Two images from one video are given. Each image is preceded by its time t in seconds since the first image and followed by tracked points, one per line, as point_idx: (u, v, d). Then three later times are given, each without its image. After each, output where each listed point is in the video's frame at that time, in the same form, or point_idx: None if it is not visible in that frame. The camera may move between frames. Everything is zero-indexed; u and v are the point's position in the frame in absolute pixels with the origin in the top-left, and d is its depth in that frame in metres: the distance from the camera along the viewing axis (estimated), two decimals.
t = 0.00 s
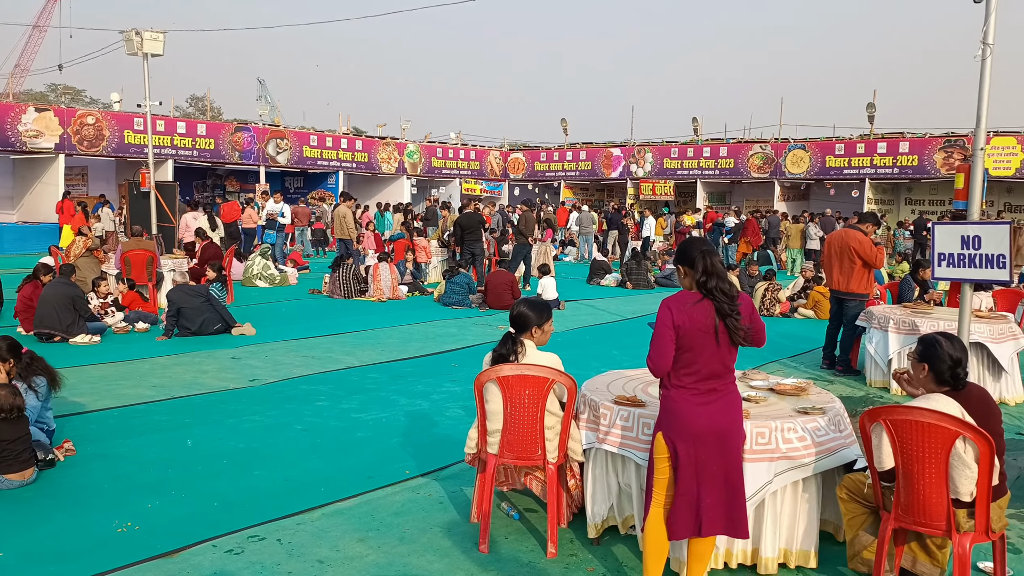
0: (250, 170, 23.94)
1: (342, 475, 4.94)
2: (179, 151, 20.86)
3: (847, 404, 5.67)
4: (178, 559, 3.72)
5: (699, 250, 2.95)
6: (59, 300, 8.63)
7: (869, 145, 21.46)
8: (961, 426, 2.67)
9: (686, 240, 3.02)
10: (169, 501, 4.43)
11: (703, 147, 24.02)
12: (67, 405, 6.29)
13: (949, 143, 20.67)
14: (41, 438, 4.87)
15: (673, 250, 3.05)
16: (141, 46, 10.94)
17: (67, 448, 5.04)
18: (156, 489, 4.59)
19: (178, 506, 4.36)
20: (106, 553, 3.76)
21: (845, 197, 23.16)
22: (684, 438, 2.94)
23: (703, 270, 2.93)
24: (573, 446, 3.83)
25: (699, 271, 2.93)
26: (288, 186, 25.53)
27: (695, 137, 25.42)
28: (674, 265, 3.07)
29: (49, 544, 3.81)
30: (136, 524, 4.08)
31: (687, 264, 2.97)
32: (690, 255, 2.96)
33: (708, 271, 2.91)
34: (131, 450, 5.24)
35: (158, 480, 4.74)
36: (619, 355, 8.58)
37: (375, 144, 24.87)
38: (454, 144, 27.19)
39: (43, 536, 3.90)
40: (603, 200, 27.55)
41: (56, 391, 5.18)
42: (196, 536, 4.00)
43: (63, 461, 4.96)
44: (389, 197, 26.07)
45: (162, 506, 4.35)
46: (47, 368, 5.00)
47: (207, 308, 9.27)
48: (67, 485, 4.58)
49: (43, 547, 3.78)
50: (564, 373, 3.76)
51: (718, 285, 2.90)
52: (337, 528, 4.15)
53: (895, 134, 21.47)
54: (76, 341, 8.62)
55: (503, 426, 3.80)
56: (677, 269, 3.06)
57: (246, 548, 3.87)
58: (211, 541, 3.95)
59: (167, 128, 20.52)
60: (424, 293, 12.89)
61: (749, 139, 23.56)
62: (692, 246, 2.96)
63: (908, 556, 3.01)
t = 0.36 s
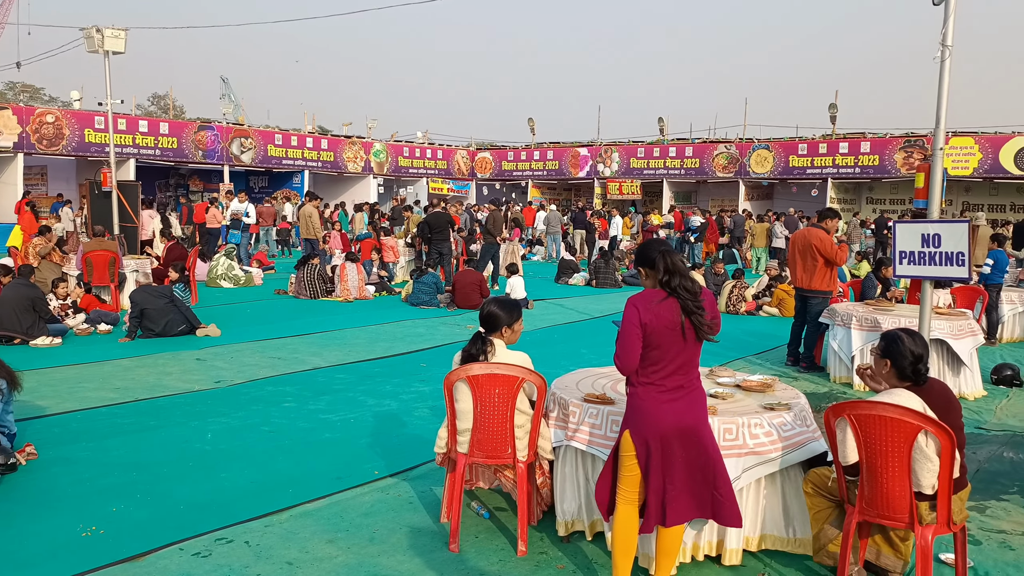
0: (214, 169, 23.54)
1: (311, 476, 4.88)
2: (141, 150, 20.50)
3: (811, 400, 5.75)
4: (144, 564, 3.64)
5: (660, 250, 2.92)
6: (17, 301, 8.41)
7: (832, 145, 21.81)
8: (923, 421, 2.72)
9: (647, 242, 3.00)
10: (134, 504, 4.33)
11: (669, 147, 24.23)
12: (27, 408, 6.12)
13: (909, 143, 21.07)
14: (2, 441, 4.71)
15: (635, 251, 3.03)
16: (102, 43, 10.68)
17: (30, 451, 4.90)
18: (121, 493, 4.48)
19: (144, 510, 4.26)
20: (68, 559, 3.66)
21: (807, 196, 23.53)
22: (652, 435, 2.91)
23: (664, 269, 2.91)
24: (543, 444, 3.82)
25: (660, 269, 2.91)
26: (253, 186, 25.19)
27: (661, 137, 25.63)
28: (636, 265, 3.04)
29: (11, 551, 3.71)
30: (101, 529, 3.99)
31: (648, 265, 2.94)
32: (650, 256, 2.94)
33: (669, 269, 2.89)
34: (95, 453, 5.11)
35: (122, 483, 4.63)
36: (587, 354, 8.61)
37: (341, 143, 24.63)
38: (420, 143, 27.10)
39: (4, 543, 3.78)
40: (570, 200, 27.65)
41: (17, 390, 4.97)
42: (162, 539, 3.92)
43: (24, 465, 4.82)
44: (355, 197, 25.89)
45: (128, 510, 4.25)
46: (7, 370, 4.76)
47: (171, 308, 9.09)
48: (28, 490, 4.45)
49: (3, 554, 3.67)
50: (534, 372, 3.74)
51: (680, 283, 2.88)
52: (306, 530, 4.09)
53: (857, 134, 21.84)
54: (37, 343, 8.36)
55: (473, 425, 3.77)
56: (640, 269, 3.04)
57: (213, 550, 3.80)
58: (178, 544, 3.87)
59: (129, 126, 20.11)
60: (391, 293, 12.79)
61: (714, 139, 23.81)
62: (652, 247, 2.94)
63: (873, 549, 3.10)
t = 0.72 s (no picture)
0: (178, 168, 23.13)
1: (276, 477, 4.80)
2: (103, 148, 20.14)
3: (776, 397, 5.82)
4: (106, 567, 3.56)
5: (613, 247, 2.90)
6: None
7: (796, 146, 22.09)
8: (884, 417, 2.76)
9: (600, 241, 3.00)
10: (97, 506, 4.23)
11: (636, 147, 24.39)
12: None
13: (871, 143, 21.39)
14: None
15: (590, 250, 3.03)
16: (63, 39, 10.40)
17: None
18: (82, 495, 4.37)
19: (107, 512, 4.16)
20: (27, 563, 3.56)
21: (772, 196, 23.84)
22: (609, 432, 2.88)
23: (617, 267, 2.90)
24: (511, 443, 3.79)
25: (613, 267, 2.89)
26: (217, 184, 24.81)
27: (628, 137, 25.78)
28: (591, 265, 3.03)
29: None
30: (62, 532, 3.89)
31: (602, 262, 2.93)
32: (603, 254, 2.93)
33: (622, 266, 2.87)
34: (55, 455, 4.98)
35: (83, 485, 4.52)
36: (555, 353, 8.61)
37: (306, 141, 24.37)
38: (387, 141, 26.94)
39: None
40: (538, 199, 27.70)
41: None
42: (125, 542, 3.83)
43: None
44: (321, 196, 25.68)
45: (90, 512, 4.15)
46: None
47: (134, 309, 8.90)
48: None
49: None
50: (502, 371, 3.71)
51: (634, 279, 2.86)
52: (271, 531, 4.02)
53: (820, 135, 22.14)
54: None
55: (441, 424, 3.73)
56: (594, 268, 3.03)
57: (177, 553, 3.73)
58: (141, 547, 3.79)
59: (90, 123, 19.81)
60: (358, 292, 12.68)
61: (680, 139, 24.01)
62: (605, 244, 2.93)
63: (835, 544, 3.15)
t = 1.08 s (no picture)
0: (142, 166, 22.71)
1: (240, 480, 4.71)
2: (64, 146, 19.72)
3: (741, 396, 5.86)
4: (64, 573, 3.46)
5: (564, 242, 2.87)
6: None
7: (761, 147, 22.32)
8: (844, 415, 2.78)
9: (550, 238, 2.97)
10: (55, 511, 4.11)
11: (605, 147, 24.49)
12: None
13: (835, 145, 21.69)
14: None
15: (540, 247, 2.99)
16: (23, 35, 10.12)
17: None
18: (40, 499, 4.25)
19: (66, 517, 4.05)
20: None
21: (738, 197, 24.09)
22: (556, 430, 2.83)
23: (565, 264, 2.85)
24: (476, 444, 3.74)
25: (562, 263, 2.86)
26: (181, 183, 24.43)
27: (597, 137, 25.87)
28: (541, 263, 3.00)
29: None
30: (18, 537, 3.77)
31: (552, 258, 2.89)
32: (552, 251, 2.90)
33: (569, 263, 2.84)
34: (10, 459, 4.83)
35: (41, 489, 4.39)
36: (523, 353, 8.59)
37: (273, 140, 24.10)
38: (354, 140, 26.75)
39: None
40: (507, 199, 27.70)
41: None
42: (84, 547, 3.73)
43: None
44: (287, 195, 25.42)
45: (48, 517, 4.03)
46: None
47: (96, 310, 8.69)
48: None
49: None
50: (467, 372, 3.67)
51: (582, 276, 2.83)
52: (234, 535, 3.94)
53: (785, 137, 22.41)
54: None
55: (405, 426, 3.68)
56: (545, 266, 3.00)
57: (138, 558, 3.64)
58: (101, 551, 3.70)
59: (51, 122, 19.39)
60: (325, 293, 12.55)
61: (648, 140, 24.16)
62: (556, 240, 2.89)
63: (798, 540, 3.18)
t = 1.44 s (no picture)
0: (110, 166, 22.33)
1: (208, 483, 4.63)
2: (30, 146, 19.35)
3: (712, 396, 5.88)
4: None
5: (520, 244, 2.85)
6: None
7: (733, 148, 22.48)
8: (809, 414, 2.79)
9: (509, 239, 2.95)
10: (17, 516, 4.01)
11: (579, 147, 24.53)
12: None
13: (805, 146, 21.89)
14: None
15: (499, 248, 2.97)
16: None
17: None
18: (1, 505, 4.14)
19: (28, 522, 3.95)
20: None
21: (711, 197, 24.26)
22: (512, 432, 2.82)
23: (523, 264, 2.84)
24: (445, 446, 3.70)
25: (519, 264, 2.85)
26: (150, 182, 24.08)
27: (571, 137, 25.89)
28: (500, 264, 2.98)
29: None
30: None
31: (509, 260, 2.87)
32: (511, 251, 2.88)
33: (526, 264, 2.83)
34: None
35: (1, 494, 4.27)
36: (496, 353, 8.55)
37: (244, 140, 23.85)
38: (327, 140, 26.54)
39: None
40: (481, 199, 27.64)
41: None
42: (45, 553, 3.64)
43: None
44: (259, 195, 25.16)
45: (9, 523, 3.93)
46: None
47: (62, 311, 8.52)
48: None
49: None
50: (436, 372, 3.63)
51: (539, 278, 2.81)
52: (200, 539, 3.87)
53: (756, 138, 22.61)
54: None
55: (374, 428, 3.63)
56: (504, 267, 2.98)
57: (101, 564, 3.56)
58: (63, 557, 3.61)
59: (16, 120, 18.99)
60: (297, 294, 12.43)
61: (621, 141, 24.23)
62: (514, 241, 2.88)
63: (766, 539, 3.19)
